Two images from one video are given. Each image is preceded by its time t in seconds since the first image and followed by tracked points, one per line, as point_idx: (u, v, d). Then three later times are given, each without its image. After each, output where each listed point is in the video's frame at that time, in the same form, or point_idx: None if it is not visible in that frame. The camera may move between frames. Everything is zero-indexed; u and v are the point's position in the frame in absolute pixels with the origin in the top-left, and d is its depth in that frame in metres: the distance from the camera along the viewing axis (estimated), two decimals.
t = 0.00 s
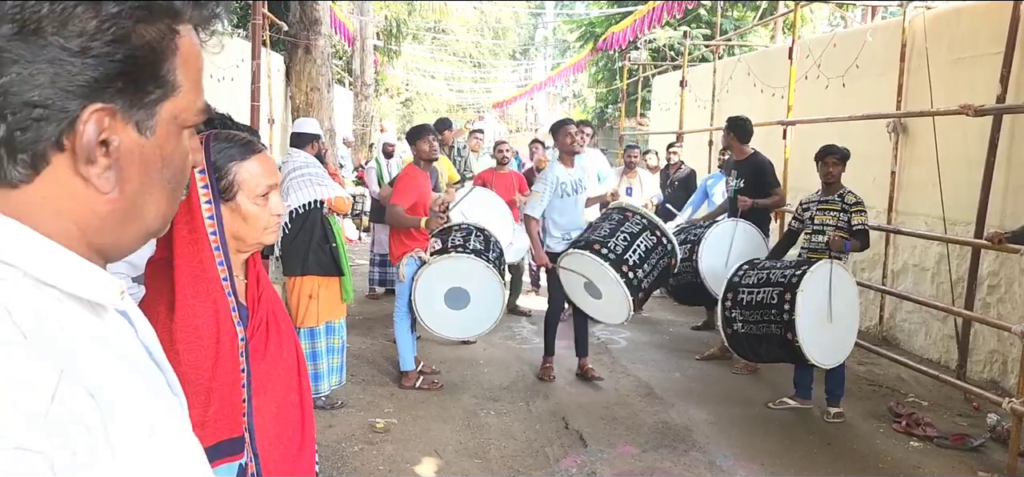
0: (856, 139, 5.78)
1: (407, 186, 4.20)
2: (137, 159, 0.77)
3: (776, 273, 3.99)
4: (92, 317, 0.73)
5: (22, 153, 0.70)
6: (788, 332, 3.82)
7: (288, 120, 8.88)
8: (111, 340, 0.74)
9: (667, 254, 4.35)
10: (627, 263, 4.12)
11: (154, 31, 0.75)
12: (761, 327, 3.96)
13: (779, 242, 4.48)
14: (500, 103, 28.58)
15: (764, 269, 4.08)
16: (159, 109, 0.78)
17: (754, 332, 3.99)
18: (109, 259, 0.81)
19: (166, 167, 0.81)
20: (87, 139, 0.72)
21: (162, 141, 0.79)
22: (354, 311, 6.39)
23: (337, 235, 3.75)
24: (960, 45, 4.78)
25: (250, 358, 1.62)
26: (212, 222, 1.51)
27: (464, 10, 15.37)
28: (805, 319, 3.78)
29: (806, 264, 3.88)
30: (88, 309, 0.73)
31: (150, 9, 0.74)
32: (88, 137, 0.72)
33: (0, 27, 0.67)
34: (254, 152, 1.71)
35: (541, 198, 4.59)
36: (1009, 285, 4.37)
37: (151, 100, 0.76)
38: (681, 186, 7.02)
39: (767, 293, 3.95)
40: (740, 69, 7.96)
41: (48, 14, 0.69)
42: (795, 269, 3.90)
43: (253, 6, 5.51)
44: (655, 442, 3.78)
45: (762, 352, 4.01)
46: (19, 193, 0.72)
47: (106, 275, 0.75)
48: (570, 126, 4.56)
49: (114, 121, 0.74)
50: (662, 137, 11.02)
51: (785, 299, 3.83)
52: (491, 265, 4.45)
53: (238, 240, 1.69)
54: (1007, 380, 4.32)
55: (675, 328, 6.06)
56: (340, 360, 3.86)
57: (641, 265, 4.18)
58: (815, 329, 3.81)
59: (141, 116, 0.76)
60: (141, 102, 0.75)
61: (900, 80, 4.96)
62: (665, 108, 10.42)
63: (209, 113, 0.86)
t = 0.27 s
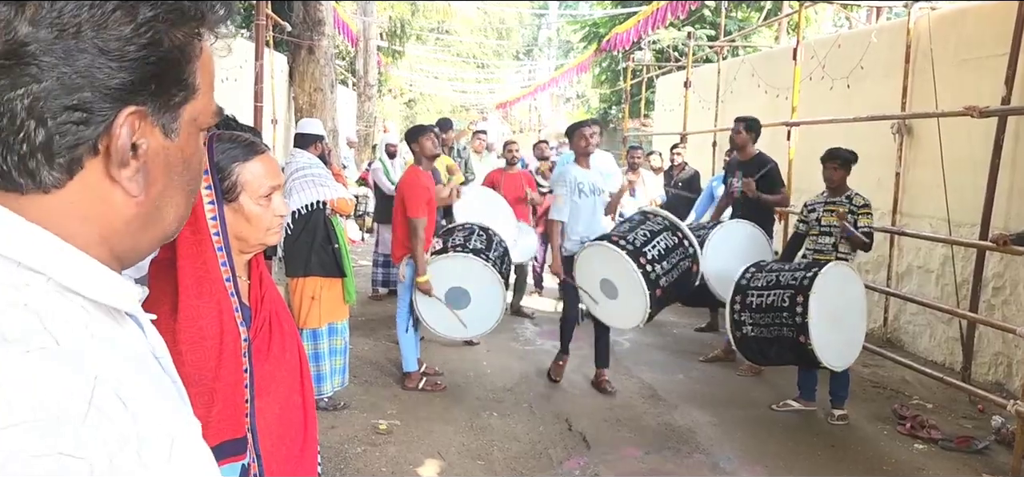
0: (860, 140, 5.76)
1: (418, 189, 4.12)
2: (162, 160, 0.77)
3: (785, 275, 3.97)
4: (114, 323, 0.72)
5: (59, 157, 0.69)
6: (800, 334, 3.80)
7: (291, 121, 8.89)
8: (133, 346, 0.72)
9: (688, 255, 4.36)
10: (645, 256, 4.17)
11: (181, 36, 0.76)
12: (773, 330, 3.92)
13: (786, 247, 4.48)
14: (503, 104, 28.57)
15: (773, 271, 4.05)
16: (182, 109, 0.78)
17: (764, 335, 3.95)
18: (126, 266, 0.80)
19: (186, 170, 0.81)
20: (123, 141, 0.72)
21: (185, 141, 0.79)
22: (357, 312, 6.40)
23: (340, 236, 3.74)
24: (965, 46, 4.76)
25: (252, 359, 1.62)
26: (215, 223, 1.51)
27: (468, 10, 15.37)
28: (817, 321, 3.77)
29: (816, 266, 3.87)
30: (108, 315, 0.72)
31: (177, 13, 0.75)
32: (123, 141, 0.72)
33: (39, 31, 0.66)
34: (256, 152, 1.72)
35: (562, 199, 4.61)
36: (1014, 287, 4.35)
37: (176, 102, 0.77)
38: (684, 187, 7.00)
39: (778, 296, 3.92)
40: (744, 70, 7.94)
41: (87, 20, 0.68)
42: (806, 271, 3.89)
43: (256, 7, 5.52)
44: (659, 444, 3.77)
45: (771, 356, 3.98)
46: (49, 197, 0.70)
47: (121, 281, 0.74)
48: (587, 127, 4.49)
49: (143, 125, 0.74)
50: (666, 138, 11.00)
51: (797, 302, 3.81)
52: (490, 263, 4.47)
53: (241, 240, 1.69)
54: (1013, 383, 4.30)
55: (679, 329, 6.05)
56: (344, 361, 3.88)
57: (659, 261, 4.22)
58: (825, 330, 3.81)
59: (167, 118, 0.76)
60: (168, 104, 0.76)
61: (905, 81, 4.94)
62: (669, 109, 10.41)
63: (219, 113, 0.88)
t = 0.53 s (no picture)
0: (862, 142, 5.77)
1: (422, 184, 4.20)
2: (177, 157, 0.77)
3: (791, 277, 3.99)
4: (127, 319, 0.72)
5: (83, 153, 0.68)
6: (808, 336, 3.81)
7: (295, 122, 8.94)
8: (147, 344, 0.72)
9: (695, 265, 4.06)
10: (644, 264, 3.92)
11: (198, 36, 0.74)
12: (779, 331, 3.94)
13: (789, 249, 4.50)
14: (506, 105, 28.63)
15: (779, 272, 4.07)
16: (193, 106, 0.78)
17: (771, 336, 3.98)
18: (139, 263, 0.79)
19: (198, 166, 0.81)
20: (143, 138, 0.72)
21: (196, 137, 0.79)
22: (360, 312, 6.43)
23: (344, 237, 3.77)
24: (968, 48, 4.76)
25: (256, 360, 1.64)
26: (220, 224, 1.53)
27: (471, 12, 15.43)
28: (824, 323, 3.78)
29: (823, 267, 3.89)
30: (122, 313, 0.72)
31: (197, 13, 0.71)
32: (142, 140, 0.72)
33: (61, 31, 0.64)
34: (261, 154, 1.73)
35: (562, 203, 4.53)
36: (1016, 289, 4.35)
37: (187, 98, 0.76)
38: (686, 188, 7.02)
39: (785, 297, 3.94)
40: (746, 72, 7.97)
41: (106, 20, 0.66)
42: (812, 273, 3.91)
43: (261, 9, 5.56)
44: (661, 444, 3.78)
45: (777, 357, 3.99)
46: (71, 194, 0.70)
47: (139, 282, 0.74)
48: (594, 132, 4.39)
49: (160, 122, 0.74)
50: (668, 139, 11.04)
51: (805, 303, 3.83)
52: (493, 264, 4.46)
53: (245, 242, 1.71)
54: (1014, 384, 4.31)
55: (681, 330, 6.07)
56: (346, 362, 3.92)
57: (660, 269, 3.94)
58: (832, 331, 3.82)
59: (180, 116, 0.76)
60: (181, 100, 0.75)
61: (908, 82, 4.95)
62: (671, 110, 10.44)
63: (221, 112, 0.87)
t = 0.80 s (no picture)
0: (864, 142, 5.77)
1: (429, 185, 4.18)
2: (174, 150, 0.78)
3: (794, 277, 3.99)
4: (128, 309, 0.74)
5: (87, 148, 0.70)
6: (811, 335, 3.82)
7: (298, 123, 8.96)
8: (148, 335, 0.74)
9: (687, 264, 3.96)
10: (630, 266, 3.85)
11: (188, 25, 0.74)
12: (783, 331, 3.95)
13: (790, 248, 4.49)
14: (508, 106, 28.65)
15: (782, 272, 4.07)
16: (189, 98, 0.78)
17: (774, 336, 3.98)
18: (141, 254, 0.81)
19: (196, 156, 0.82)
20: (142, 132, 0.73)
21: (193, 130, 0.80)
22: (363, 312, 6.44)
23: (347, 237, 3.79)
24: (971, 47, 4.76)
25: (258, 359, 1.66)
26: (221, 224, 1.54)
27: (474, 13, 15.44)
28: (828, 322, 3.79)
29: (825, 267, 3.90)
30: (124, 303, 0.74)
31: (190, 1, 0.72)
32: (141, 134, 0.73)
33: (59, 31, 0.66)
34: (262, 153, 1.74)
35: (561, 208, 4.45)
36: (1018, 289, 4.36)
37: (180, 90, 0.76)
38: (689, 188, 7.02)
39: (788, 297, 3.94)
40: (748, 72, 7.97)
41: (102, 18, 0.68)
42: (816, 273, 3.91)
43: (265, 10, 5.57)
44: (664, 443, 3.79)
45: (780, 356, 4.00)
46: (76, 188, 0.72)
47: (140, 273, 0.76)
48: (589, 133, 4.34)
49: (158, 117, 0.75)
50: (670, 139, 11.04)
51: (808, 303, 3.83)
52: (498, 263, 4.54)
53: (247, 241, 1.73)
54: (1017, 384, 4.31)
55: (683, 330, 6.08)
56: (350, 361, 3.94)
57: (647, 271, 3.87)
58: (835, 331, 3.83)
59: (176, 109, 0.76)
60: (175, 92, 0.76)
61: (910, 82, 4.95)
62: (673, 111, 10.45)
63: (214, 101, 0.88)
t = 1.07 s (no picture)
0: (867, 141, 5.76)
1: (431, 183, 4.19)
2: (169, 144, 0.80)
3: (797, 276, 3.98)
4: (126, 297, 0.76)
5: (85, 143, 0.72)
6: (811, 335, 3.82)
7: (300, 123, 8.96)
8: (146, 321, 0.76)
9: (686, 272, 3.86)
10: (625, 276, 3.78)
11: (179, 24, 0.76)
12: (784, 330, 3.95)
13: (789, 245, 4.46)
14: (510, 106, 28.65)
15: (784, 271, 4.06)
16: (180, 93, 0.80)
17: (776, 335, 3.98)
18: (139, 244, 0.83)
19: (190, 148, 0.84)
20: (137, 127, 0.75)
21: (185, 123, 0.82)
22: (365, 312, 6.45)
23: (349, 237, 3.80)
24: (973, 47, 4.76)
25: (260, 359, 1.67)
26: (221, 224, 1.54)
27: (476, 12, 15.42)
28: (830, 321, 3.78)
29: (828, 267, 3.89)
30: (122, 290, 0.77)
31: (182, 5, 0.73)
32: (136, 129, 0.75)
33: (53, 33, 0.68)
34: (262, 151, 1.74)
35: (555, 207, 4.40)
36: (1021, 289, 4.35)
37: (172, 86, 0.78)
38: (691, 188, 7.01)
39: (790, 296, 3.93)
40: (751, 72, 7.96)
41: (94, 20, 0.69)
42: (818, 272, 3.90)
43: (267, 10, 5.57)
44: (666, 443, 3.79)
45: (781, 355, 4.00)
46: (75, 182, 0.74)
47: (135, 260, 0.78)
48: (586, 132, 4.36)
49: (151, 112, 0.77)
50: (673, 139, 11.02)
51: (809, 302, 3.83)
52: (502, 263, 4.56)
53: (248, 240, 1.73)
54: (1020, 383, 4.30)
55: (685, 330, 6.07)
56: (353, 361, 3.94)
57: (643, 281, 3.81)
58: (838, 331, 3.81)
59: (169, 104, 0.78)
60: (167, 88, 0.78)
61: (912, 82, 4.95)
62: (676, 111, 10.44)
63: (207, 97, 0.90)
